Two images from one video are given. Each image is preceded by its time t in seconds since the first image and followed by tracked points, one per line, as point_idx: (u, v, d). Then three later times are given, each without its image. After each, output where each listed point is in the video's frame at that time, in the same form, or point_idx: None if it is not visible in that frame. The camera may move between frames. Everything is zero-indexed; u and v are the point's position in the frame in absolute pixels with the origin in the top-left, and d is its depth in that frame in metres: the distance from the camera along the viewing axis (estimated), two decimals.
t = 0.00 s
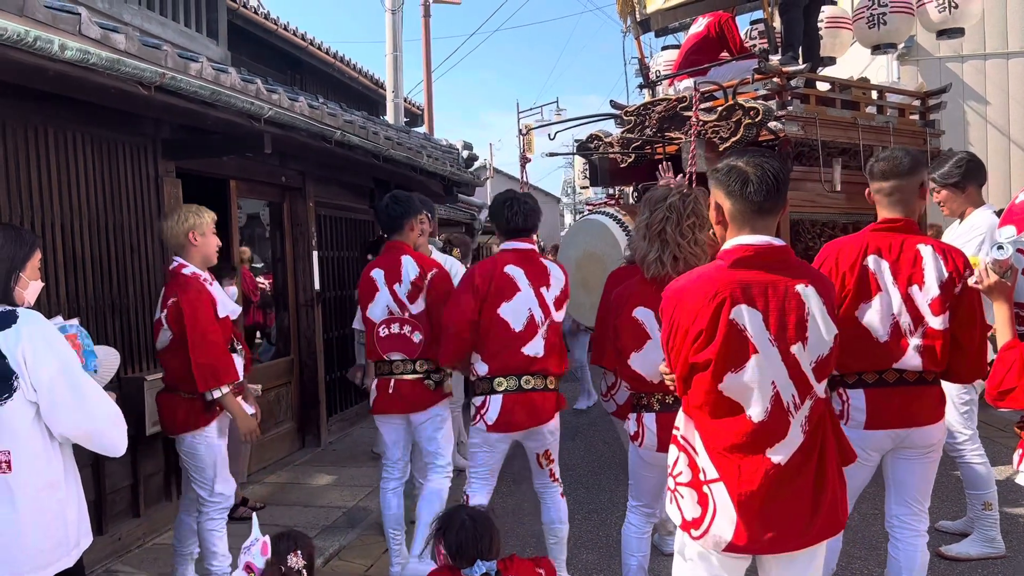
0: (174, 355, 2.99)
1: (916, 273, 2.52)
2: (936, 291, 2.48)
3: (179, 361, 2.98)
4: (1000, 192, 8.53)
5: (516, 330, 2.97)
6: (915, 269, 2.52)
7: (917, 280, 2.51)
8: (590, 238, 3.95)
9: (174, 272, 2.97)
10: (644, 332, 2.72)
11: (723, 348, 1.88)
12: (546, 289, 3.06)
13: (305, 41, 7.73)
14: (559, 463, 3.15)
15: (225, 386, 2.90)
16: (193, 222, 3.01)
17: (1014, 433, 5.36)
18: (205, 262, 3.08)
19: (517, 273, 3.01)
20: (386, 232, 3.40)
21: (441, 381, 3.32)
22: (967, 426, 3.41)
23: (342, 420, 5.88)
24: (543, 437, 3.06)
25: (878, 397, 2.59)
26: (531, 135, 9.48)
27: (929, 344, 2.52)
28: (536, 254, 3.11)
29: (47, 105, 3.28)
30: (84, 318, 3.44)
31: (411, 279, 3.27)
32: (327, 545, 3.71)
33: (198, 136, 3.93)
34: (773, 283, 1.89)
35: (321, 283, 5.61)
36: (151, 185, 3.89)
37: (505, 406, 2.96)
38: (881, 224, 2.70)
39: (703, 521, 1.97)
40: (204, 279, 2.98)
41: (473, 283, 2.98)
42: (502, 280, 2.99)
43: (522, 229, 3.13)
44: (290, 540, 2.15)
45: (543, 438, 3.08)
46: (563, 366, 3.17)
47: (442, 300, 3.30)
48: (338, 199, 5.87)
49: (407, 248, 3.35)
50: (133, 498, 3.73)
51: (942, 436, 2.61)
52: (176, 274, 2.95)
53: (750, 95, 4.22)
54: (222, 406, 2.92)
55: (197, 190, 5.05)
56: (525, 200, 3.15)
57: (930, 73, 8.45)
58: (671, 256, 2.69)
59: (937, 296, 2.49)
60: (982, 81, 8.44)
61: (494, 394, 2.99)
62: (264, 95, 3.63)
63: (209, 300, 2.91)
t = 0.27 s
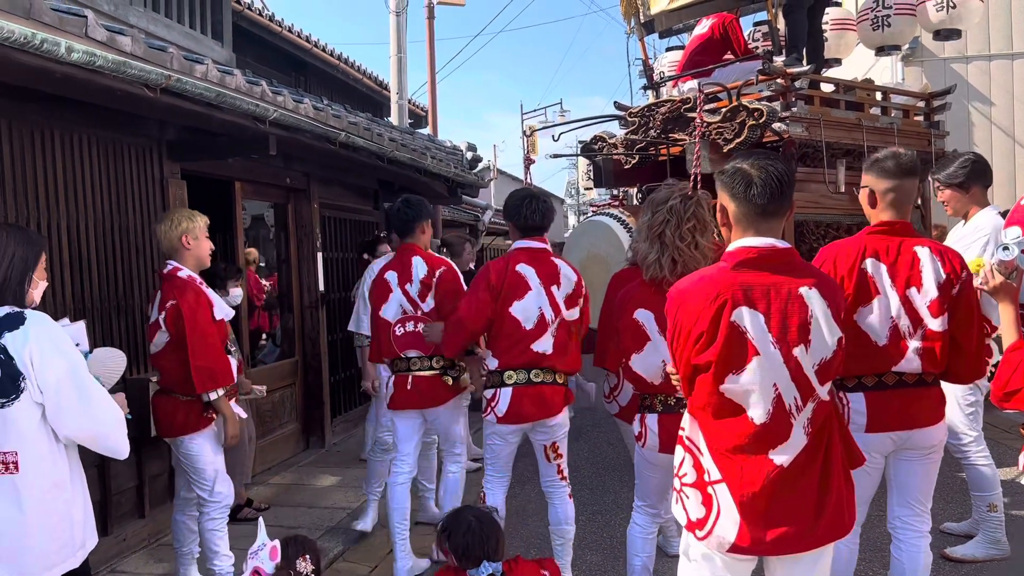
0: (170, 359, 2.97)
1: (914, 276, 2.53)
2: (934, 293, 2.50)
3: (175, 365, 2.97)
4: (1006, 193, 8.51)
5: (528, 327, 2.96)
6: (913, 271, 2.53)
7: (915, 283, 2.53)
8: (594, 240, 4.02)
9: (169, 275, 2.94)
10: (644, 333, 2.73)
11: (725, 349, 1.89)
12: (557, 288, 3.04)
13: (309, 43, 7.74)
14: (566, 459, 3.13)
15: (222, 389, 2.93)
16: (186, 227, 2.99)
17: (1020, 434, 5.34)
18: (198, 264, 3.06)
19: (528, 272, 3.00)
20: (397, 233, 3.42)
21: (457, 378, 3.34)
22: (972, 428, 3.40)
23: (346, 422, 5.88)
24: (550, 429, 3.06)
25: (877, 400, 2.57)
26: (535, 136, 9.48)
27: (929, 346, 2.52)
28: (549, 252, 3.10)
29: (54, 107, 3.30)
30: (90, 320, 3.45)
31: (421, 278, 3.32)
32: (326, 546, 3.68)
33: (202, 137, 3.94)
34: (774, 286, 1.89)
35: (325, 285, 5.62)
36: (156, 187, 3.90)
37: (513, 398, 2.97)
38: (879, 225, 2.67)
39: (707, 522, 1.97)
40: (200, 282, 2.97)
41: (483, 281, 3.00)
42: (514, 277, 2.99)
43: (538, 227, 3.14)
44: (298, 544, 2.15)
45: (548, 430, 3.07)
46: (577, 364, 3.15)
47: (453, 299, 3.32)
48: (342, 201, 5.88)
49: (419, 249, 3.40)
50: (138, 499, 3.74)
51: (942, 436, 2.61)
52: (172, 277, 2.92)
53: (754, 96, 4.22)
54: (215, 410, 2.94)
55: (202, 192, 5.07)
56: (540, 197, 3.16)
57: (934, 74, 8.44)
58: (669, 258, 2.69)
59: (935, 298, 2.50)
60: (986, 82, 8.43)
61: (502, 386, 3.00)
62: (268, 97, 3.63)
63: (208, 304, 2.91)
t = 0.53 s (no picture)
0: (163, 359, 2.97)
1: (911, 276, 2.53)
2: (932, 293, 2.50)
3: (168, 367, 2.97)
4: (1011, 194, 8.50)
5: (512, 332, 2.97)
6: (911, 271, 2.53)
7: (913, 283, 2.52)
8: (597, 241, 4.06)
9: (163, 277, 2.93)
10: (643, 333, 2.75)
11: (729, 349, 1.89)
12: (540, 292, 3.01)
13: (313, 44, 7.76)
14: (564, 459, 3.13)
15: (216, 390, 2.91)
16: (183, 230, 2.97)
17: None
18: (196, 267, 3.05)
19: (510, 277, 3.00)
20: (427, 240, 3.57)
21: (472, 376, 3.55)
22: (978, 428, 3.38)
23: (349, 422, 5.89)
24: (545, 428, 3.07)
25: (876, 401, 2.57)
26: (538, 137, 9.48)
27: (928, 346, 2.52)
28: (532, 256, 3.08)
29: (58, 108, 3.31)
30: (94, 321, 3.46)
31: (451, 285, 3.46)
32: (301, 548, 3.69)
33: (207, 139, 3.95)
34: (778, 286, 1.88)
35: (329, 285, 5.63)
36: (160, 187, 3.91)
37: (504, 400, 2.99)
38: (876, 225, 2.63)
39: (711, 523, 1.97)
40: (194, 284, 2.96)
41: (468, 291, 3.06)
42: (496, 284, 3.00)
43: (521, 231, 3.14)
44: (289, 548, 2.15)
45: (546, 429, 3.08)
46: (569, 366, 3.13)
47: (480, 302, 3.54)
48: (345, 201, 5.89)
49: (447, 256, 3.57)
50: (142, 499, 3.75)
51: (941, 437, 2.60)
52: (166, 279, 2.91)
53: (758, 97, 4.23)
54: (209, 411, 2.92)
55: (206, 193, 5.08)
56: (524, 200, 3.16)
57: (939, 75, 8.44)
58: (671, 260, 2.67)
59: (933, 298, 2.50)
60: (991, 82, 8.41)
61: (494, 388, 3.03)
62: (273, 98, 3.64)
63: (201, 305, 2.90)
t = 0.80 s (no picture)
0: (165, 361, 2.99)
1: (910, 273, 2.53)
2: (931, 290, 2.49)
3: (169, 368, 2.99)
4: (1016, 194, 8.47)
5: (497, 335, 3.10)
6: (909, 269, 2.53)
7: (912, 281, 2.52)
8: (599, 240, 4.06)
9: (168, 278, 2.95)
10: (644, 332, 2.77)
11: (737, 349, 1.88)
12: (517, 292, 3.09)
13: (317, 44, 7.76)
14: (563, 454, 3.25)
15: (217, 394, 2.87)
16: (188, 232, 2.97)
17: None
18: (201, 268, 3.06)
19: (489, 282, 3.12)
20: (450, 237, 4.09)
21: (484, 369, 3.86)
22: (981, 429, 3.37)
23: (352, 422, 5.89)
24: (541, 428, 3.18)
25: (878, 402, 2.56)
26: (542, 137, 9.48)
27: (929, 344, 2.52)
28: (512, 258, 3.18)
29: (62, 108, 3.31)
30: (99, 321, 3.47)
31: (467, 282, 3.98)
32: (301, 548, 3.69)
33: (210, 138, 3.95)
34: (786, 285, 1.88)
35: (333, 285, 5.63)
36: (164, 187, 3.91)
37: (496, 403, 3.11)
38: (873, 223, 2.64)
39: (718, 523, 1.97)
40: (198, 286, 2.97)
41: (459, 298, 3.26)
42: (477, 288, 3.13)
43: (503, 235, 3.29)
44: (272, 549, 2.15)
45: (544, 429, 3.20)
46: (558, 363, 3.18)
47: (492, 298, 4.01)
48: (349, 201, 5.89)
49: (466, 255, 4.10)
50: (147, 499, 3.75)
51: (942, 436, 2.60)
52: (170, 280, 2.93)
53: (762, 96, 4.22)
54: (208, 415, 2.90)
55: (210, 193, 5.08)
56: (505, 204, 3.31)
57: (944, 74, 8.42)
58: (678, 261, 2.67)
59: (933, 296, 2.50)
60: (996, 81, 8.39)
61: (489, 390, 3.15)
62: (276, 98, 3.64)
63: (202, 307, 2.91)
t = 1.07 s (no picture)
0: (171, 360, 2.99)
1: (911, 272, 2.53)
2: (932, 288, 2.50)
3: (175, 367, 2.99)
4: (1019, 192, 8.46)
5: (502, 332, 3.15)
6: (910, 268, 2.53)
7: (913, 280, 2.52)
8: (600, 239, 4.06)
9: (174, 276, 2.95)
10: (644, 330, 2.82)
11: (743, 348, 1.88)
12: (524, 291, 3.15)
13: (320, 43, 7.76)
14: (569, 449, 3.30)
15: (224, 394, 2.90)
16: (195, 232, 2.95)
17: None
18: (208, 267, 3.04)
19: (496, 279, 3.17)
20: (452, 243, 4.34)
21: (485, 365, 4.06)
22: (984, 428, 3.36)
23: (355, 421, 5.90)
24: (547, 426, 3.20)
25: (882, 401, 2.55)
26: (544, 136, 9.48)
27: (931, 342, 2.52)
28: (519, 257, 3.23)
29: (65, 107, 3.31)
30: (103, 320, 3.47)
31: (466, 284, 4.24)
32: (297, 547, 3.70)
33: (213, 138, 3.96)
34: (792, 284, 1.88)
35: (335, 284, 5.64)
36: (167, 186, 3.92)
37: (503, 400, 3.15)
38: (873, 222, 2.64)
39: (722, 522, 1.97)
40: (203, 284, 2.96)
41: (462, 295, 3.28)
42: (484, 287, 3.18)
43: (512, 234, 3.33)
44: (263, 548, 2.15)
45: (550, 426, 3.22)
46: (563, 361, 3.24)
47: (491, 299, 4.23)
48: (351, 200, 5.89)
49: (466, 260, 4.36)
50: (150, 498, 3.75)
51: (947, 436, 2.60)
52: (176, 279, 2.93)
53: (765, 95, 4.22)
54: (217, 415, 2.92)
55: (213, 192, 5.09)
56: (513, 204, 3.36)
57: (947, 73, 8.41)
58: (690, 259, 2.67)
59: (934, 293, 2.51)
60: (999, 80, 8.38)
61: (495, 387, 3.19)
62: (279, 97, 3.64)
63: (207, 306, 2.91)
